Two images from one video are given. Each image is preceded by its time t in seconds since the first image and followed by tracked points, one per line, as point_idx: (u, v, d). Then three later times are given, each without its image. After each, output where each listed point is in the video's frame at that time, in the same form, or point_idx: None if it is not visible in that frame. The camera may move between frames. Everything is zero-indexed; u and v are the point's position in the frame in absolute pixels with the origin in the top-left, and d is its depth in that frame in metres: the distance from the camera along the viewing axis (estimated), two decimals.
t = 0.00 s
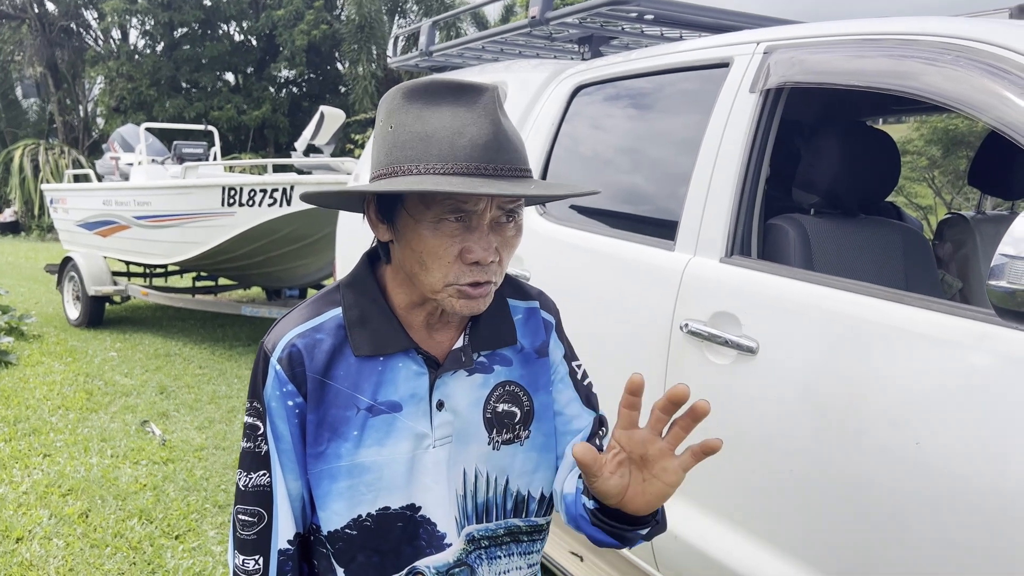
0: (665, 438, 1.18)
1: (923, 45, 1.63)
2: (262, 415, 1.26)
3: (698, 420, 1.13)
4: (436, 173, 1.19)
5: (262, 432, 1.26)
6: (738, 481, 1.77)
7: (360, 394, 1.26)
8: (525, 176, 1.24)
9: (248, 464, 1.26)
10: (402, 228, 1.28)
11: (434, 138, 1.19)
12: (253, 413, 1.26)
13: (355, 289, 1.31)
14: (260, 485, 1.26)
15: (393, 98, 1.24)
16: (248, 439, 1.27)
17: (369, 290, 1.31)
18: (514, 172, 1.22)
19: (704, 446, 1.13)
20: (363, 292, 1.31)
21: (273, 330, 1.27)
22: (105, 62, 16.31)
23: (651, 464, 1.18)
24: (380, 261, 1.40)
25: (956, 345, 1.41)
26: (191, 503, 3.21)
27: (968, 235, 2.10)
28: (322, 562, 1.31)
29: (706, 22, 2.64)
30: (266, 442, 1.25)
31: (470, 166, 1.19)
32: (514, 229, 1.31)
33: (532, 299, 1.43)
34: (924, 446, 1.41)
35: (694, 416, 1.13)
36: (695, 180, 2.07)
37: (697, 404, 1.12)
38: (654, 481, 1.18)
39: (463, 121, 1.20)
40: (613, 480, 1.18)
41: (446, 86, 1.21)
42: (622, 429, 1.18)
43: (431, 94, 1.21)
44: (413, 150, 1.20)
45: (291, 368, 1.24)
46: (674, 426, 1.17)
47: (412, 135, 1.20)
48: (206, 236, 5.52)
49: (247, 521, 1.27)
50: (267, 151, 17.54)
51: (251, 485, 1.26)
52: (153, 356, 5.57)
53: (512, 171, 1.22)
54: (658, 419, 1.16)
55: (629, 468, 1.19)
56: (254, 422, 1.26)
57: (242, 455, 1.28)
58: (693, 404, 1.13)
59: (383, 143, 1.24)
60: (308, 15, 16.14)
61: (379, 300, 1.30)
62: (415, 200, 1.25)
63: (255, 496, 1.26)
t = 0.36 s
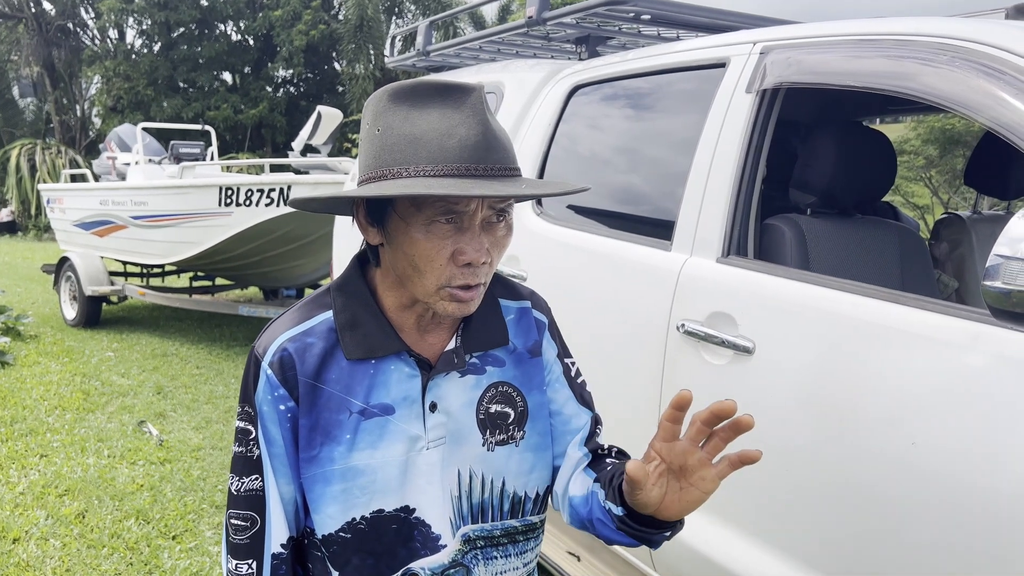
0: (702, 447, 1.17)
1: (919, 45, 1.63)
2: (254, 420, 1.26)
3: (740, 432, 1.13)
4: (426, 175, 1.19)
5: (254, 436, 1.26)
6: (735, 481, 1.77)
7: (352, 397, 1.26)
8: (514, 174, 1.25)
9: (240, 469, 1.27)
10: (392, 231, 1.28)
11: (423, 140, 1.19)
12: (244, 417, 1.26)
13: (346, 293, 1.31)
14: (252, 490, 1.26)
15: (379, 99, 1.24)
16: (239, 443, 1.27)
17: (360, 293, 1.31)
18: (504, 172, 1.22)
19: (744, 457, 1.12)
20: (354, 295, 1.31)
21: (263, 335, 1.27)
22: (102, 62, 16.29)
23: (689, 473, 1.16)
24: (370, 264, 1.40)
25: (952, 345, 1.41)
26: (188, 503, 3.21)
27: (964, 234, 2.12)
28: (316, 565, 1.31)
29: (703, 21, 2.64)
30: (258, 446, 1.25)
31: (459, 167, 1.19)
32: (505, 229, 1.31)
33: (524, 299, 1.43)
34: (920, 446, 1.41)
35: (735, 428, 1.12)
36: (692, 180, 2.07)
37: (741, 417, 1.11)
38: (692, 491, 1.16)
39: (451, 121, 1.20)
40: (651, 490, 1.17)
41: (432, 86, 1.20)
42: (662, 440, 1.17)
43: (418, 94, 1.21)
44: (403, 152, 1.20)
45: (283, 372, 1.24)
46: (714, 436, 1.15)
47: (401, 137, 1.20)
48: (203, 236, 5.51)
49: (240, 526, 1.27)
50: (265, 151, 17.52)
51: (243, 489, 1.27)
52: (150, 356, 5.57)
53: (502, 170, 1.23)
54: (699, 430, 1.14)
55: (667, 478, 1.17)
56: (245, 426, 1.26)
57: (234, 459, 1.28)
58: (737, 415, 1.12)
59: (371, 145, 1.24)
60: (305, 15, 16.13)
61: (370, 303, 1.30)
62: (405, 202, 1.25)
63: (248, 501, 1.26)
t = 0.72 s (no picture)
0: (697, 435, 1.17)
1: (916, 44, 1.63)
2: (247, 420, 1.26)
3: (734, 417, 1.13)
4: (420, 176, 1.19)
5: (248, 437, 1.26)
6: (733, 480, 1.77)
7: (346, 397, 1.26)
8: (509, 176, 1.25)
9: (233, 469, 1.27)
10: (386, 231, 1.28)
11: (417, 141, 1.19)
12: (238, 418, 1.26)
13: (340, 293, 1.31)
14: (246, 491, 1.26)
15: (373, 98, 1.23)
16: (233, 444, 1.27)
17: (354, 293, 1.31)
18: (498, 173, 1.22)
19: (739, 442, 1.13)
20: (347, 295, 1.31)
21: (256, 336, 1.27)
22: (98, 61, 16.25)
23: (685, 460, 1.16)
24: (363, 264, 1.40)
25: (949, 344, 1.41)
26: (185, 503, 3.20)
27: (960, 233, 2.12)
28: (311, 566, 1.30)
29: (700, 20, 2.64)
30: (252, 447, 1.25)
31: (454, 169, 1.19)
32: (498, 230, 1.30)
33: (518, 298, 1.43)
34: (916, 445, 1.41)
35: (730, 413, 1.13)
36: (689, 179, 2.07)
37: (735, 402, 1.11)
38: (688, 478, 1.16)
39: (446, 122, 1.20)
40: (648, 479, 1.17)
41: (427, 86, 1.20)
42: (657, 429, 1.17)
43: (413, 95, 1.20)
44: (397, 153, 1.20)
45: (276, 373, 1.24)
46: (708, 422, 1.16)
47: (395, 137, 1.20)
48: (199, 235, 5.50)
49: (234, 527, 1.26)
50: (262, 150, 17.52)
51: (237, 490, 1.26)
52: (147, 355, 5.56)
53: (496, 171, 1.22)
54: (694, 417, 1.15)
55: (663, 466, 1.17)
56: (239, 427, 1.27)
57: (227, 460, 1.28)
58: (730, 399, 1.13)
59: (365, 145, 1.24)
60: (302, 14, 16.10)
61: (364, 303, 1.30)
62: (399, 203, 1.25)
63: (242, 502, 1.26)
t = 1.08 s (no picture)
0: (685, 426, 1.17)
1: (914, 42, 1.63)
2: (243, 419, 1.25)
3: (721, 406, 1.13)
4: (414, 172, 1.18)
5: (244, 436, 1.25)
6: (731, 479, 1.76)
7: (342, 396, 1.25)
8: (505, 177, 1.24)
9: (230, 468, 1.26)
10: (380, 229, 1.27)
11: (413, 137, 1.19)
12: (233, 417, 1.25)
13: (335, 291, 1.30)
14: (242, 490, 1.25)
15: (373, 94, 1.23)
16: (229, 443, 1.26)
17: (349, 291, 1.31)
18: (493, 173, 1.21)
19: (727, 432, 1.12)
20: (343, 292, 1.30)
21: (252, 334, 1.26)
22: (95, 59, 16.21)
23: (673, 451, 1.16)
24: (360, 262, 1.39)
25: (947, 342, 1.41)
26: (182, 502, 3.20)
27: (959, 231, 2.12)
28: (308, 565, 1.30)
29: (698, 18, 2.63)
30: (248, 446, 1.25)
31: (449, 166, 1.18)
32: (494, 230, 1.30)
33: (515, 296, 1.43)
34: (915, 444, 1.41)
35: (717, 402, 1.12)
36: (687, 177, 2.06)
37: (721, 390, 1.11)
38: (678, 469, 1.16)
39: (442, 120, 1.19)
40: (636, 471, 1.17)
41: (426, 84, 1.20)
42: (645, 419, 1.17)
43: (412, 91, 1.20)
44: (393, 148, 1.19)
45: (271, 372, 1.23)
46: (695, 413, 1.16)
47: (391, 133, 1.20)
48: (197, 233, 5.49)
49: (230, 526, 1.26)
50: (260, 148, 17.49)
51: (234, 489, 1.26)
52: (144, 354, 5.54)
53: (492, 171, 1.21)
54: (681, 407, 1.15)
55: (652, 458, 1.17)
56: (235, 426, 1.25)
57: (224, 459, 1.27)
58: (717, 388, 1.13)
59: (362, 141, 1.23)
60: (299, 12, 16.08)
61: (359, 302, 1.29)
62: (394, 200, 1.24)
63: (238, 501, 1.26)
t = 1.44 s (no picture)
0: (704, 441, 1.15)
1: (915, 37, 1.62)
2: (244, 415, 1.24)
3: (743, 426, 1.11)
4: (417, 167, 1.17)
5: (245, 432, 1.25)
6: (731, 476, 1.76)
7: (344, 392, 1.25)
8: (509, 173, 1.23)
9: (232, 464, 1.26)
10: (383, 224, 1.27)
11: (417, 132, 1.18)
12: (235, 412, 1.25)
13: (337, 286, 1.30)
14: (244, 485, 1.25)
15: (377, 89, 1.22)
16: (230, 438, 1.26)
17: (352, 287, 1.30)
18: (496, 168, 1.21)
19: (746, 452, 1.11)
20: (345, 287, 1.30)
21: (254, 329, 1.26)
22: (92, 55, 16.18)
23: (690, 467, 1.15)
24: (362, 257, 1.39)
25: (949, 338, 1.41)
26: (180, 498, 3.19)
27: (958, 228, 2.12)
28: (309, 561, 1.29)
29: (697, 14, 2.62)
30: (249, 442, 1.24)
31: (452, 161, 1.17)
32: (497, 227, 1.29)
33: (517, 293, 1.42)
34: (915, 440, 1.41)
35: (738, 423, 1.10)
36: (687, 173, 2.06)
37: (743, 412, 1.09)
38: (693, 485, 1.15)
39: (446, 115, 1.19)
40: (652, 485, 1.16)
41: (430, 78, 1.19)
42: (664, 434, 1.15)
43: (416, 86, 1.19)
44: (397, 143, 1.19)
45: (273, 367, 1.22)
46: (716, 430, 1.14)
47: (394, 128, 1.19)
48: (195, 230, 5.48)
49: (231, 522, 1.25)
50: (258, 144, 17.46)
51: (235, 485, 1.25)
52: (142, 351, 5.53)
53: (494, 167, 1.21)
54: (702, 425, 1.13)
55: (668, 472, 1.16)
56: (236, 421, 1.25)
57: (225, 454, 1.27)
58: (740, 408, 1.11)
59: (366, 135, 1.23)
60: (297, 8, 16.05)
61: (361, 297, 1.29)
62: (396, 195, 1.24)
63: (239, 497, 1.25)
